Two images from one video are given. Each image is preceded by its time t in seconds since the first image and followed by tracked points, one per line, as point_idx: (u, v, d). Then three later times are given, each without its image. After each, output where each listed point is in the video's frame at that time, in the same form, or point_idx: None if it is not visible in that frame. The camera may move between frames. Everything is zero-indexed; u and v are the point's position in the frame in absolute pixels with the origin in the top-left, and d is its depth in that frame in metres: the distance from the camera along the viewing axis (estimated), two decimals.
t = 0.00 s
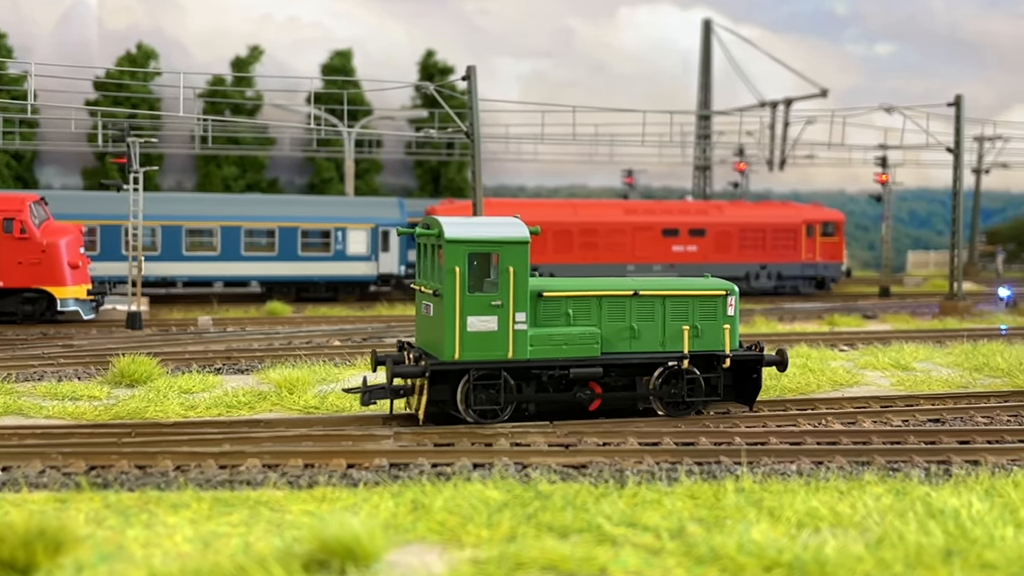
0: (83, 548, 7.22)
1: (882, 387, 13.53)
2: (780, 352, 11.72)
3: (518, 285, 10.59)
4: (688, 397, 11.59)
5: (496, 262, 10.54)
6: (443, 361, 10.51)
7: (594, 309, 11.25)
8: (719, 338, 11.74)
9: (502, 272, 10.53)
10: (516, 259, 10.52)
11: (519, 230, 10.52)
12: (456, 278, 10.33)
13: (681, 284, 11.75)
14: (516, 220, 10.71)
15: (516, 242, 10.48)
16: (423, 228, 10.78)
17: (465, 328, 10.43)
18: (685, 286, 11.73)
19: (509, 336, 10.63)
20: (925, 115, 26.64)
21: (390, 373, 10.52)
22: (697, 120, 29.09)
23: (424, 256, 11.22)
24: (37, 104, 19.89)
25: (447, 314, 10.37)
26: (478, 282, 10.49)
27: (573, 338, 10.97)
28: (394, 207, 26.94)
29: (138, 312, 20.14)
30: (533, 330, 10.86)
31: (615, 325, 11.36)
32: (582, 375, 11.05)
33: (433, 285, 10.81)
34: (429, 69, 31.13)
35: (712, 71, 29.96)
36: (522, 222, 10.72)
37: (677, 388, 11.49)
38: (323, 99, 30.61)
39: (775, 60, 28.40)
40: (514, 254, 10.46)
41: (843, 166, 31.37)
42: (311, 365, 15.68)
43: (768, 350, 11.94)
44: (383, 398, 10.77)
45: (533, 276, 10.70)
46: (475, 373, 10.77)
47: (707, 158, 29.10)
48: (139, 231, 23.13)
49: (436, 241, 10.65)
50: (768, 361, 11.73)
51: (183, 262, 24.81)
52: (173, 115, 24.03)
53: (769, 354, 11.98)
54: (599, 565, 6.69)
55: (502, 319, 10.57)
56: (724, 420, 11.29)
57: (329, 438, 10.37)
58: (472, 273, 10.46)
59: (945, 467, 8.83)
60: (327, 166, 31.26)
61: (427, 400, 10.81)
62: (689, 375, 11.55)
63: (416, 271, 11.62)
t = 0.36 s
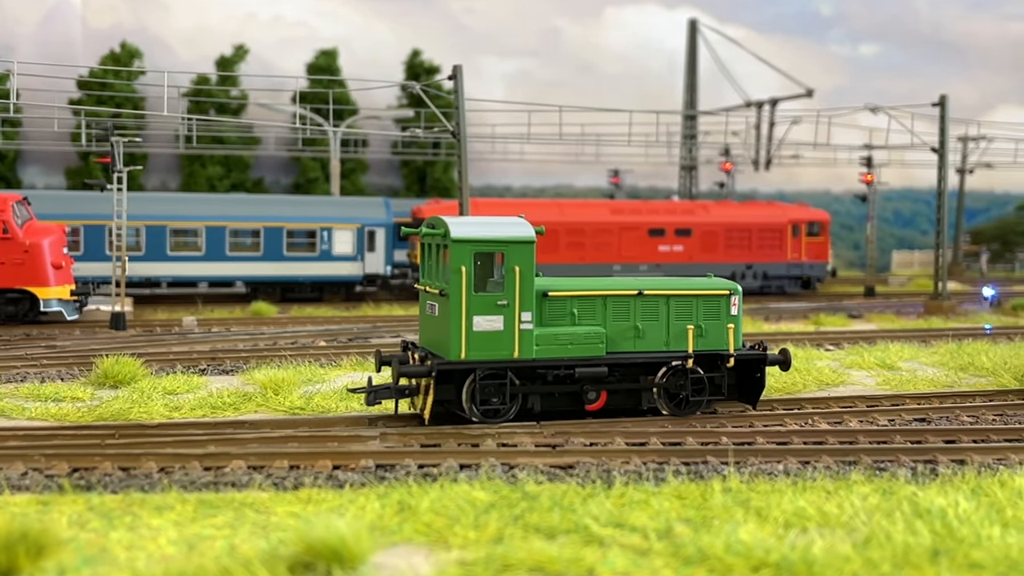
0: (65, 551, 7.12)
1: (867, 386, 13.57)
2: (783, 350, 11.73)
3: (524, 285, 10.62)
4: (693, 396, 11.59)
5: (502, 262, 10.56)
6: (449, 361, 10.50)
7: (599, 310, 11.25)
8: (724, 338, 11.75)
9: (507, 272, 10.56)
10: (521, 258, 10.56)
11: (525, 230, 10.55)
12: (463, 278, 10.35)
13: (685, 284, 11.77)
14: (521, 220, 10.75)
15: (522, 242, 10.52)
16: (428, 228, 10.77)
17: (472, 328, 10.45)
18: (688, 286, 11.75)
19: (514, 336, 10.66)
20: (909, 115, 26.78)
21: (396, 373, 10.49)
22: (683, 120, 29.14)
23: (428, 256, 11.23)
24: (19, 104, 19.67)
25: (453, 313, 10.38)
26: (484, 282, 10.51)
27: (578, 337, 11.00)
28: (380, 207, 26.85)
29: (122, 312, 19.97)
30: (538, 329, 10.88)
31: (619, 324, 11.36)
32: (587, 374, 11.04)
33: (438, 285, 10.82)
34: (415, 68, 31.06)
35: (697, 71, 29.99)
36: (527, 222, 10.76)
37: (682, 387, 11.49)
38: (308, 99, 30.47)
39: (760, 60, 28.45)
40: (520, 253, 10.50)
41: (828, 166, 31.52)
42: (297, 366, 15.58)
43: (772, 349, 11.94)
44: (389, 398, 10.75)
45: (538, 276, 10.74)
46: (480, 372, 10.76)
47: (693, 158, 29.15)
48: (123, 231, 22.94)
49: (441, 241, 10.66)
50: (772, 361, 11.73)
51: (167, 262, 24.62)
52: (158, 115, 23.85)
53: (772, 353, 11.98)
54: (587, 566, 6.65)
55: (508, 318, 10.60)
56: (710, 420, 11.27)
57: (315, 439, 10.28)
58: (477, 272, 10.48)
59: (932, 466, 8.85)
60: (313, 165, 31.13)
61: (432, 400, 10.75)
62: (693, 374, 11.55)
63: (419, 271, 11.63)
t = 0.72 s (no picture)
0: (48, 553, 7.03)
1: (854, 385, 13.62)
2: (787, 348, 11.56)
3: (532, 285, 10.59)
4: (698, 395, 11.55)
5: (509, 261, 10.54)
6: (457, 361, 10.48)
7: (605, 310, 11.24)
8: (728, 337, 11.77)
9: (515, 271, 10.53)
10: (528, 258, 10.53)
11: (532, 229, 10.52)
12: (470, 278, 10.31)
13: (689, 283, 11.76)
14: (528, 220, 10.72)
15: (529, 242, 10.49)
16: (435, 227, 10.75)
17: (479, 327, 10.43)
18: (694, 285, 11.74)
19: (522, 335, 10.63)
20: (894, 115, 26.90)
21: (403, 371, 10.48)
22: (669, 120, 29.16)
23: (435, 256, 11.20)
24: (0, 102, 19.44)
25: (461, 313, 10.35)
26: (491, 282, 10.48)
27: (585, 336, 10.98)
28: (366, 207, 26.77)
29: (106, 312, 19.78)
30: (546, 329, 10.86)
31: (625, 323, 11.35)
32: (594, 373, 11.04)
33: (445, 285, 10.78)
34: (401, 67, 30.97)
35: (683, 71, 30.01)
36: (534, 221, 10.72)
37: (687, 385, 11.48)
38: (293, 98, 30.32)
39: (745, 61, 28.49)
40: (527, 253, 10.47)
41: (813, 166, 31.67)
42: (283, 366, 15.49)
43: (776, 348, 11.88)
44: (395, 398, 10.79)
45: (545, 276, 10.72)
46: (488, 371, 10.78)
47: (679, 158, 29.20)
48: (106, 231, 22.74)
49: (448, 241, 10.64)
50: (776, 359, 11.65)
51: (151, 262, 24.42)
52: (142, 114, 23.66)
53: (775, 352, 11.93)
54: (574, 567, 6.62)
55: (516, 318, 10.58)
56: (697, 420, 11.26)
57: (301, 440, 10.19)
58: (484, 272, 10.45)
59: (918, 465, 8.87)
60: (298, 165, 31.00)
61: (440, 399, 10.76)
62: (698, 373, 11.51)
63: (425, 271, 11.60)
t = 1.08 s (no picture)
0: (30, 556, 6.94)
1: (840, 384, 13.67)
2: (791, 348, 11.70)
3: (539, 285, 10.59)
4: (704, 394, 11.58)
5: (516, 261, 10.53)
6: (465, 361, 10.47)
7: (611, 310, 11.26)
8: (734, 336, 11.78)
9: (522, 271, 10.53)
10: (536, 258, 10.54)
11: (539, 230, 10.51)
12: (478, 278, 10.31)
13: (694, 283, 11.77)
14: (534, 220, 10.73)
15: (536, 242, 10.49)
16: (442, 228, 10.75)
17: (487, 327, 10.43)
18: (699, 285, 11.75)
19: (529, 335, 10.64)
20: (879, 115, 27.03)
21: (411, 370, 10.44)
22: (656, 120, 29.19)
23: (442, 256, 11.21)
24: None
25: (468, 313, 10.35)
26: (499, 282, 10.48)
27: (592, 336, 11.00)
28: (352, 207, 26.68)
29: (90, 312, 19.58)
30: (553, 329, 10.88)
31: (631, 323, 11.38)
32: (601, 373, 11.06)
33: (452, 285, 10.78)
34: (387, 67, 30.88)
35: (670, 71, 30.03)
36: (541, 222, 10.72)
37: (693, 386, 11.50)
38: (279, 97, 30.19)
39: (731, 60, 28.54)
40: (535, 253, 10.47)
41: (799, 166, 31.79)
42: (268, 367, 15.39)
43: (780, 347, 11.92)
44: (402, 398, 10.76)
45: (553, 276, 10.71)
46: (495, 372, 10.74)
47: (665, 158, 29.25)
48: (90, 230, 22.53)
49: (455, 241, 10.64)
50: (780, 358, 11.76)
51: (135, 262, 24.22)
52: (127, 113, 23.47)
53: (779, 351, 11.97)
54: (561, 568, 6.59)
55: (523, 318, 10.59)
56: (684, 420, 11.22)
57: (286, 440, 10.10)
58: (491, 272, 10.44)
59: (905, 464, 8.88)
60: (284, 164, 30.85)
61: (448, 399, 10.75)
62: (704, 373, 11.53)
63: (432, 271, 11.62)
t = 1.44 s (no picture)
0: (11, 559, 6.85)
1: (826, 384, 13.70)
2: (795, 348, 11.73)
3: (547, 284, 10.63)
4: (710, 393, 11.54)
5: (524, 261, 10.55)
6: (473, 360, 10.46)
7: (618, 308, 11.28)
8: (739, 335, 11.84)
9: (530, 271, 10.54)
10: (544, 258, 10.57)
11: (547, 229, 10.55)
12: (487, 277, 10.31)
13: (698, 283, 11.82)
14: (541, 220, 10.75)
15: (544, 242, 10.52)
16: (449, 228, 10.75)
17: (495, 327, 10.43)
18: (704, 285, 11.80)
19: (537, 334, 10.65)
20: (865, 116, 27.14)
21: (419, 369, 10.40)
22: (642, 120, 29.21)
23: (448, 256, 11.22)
24: None
25: (477, 313, 10.35)
26: (507, 281, 10.48)
27: (599, 336, 11.01)
28: (337, 207, 26.59)
29: (73, 313, 19.37)
30: (561, 328, 10.89)
31: (637, 322, 11.39)
32: (608, 372, 11.04)
33: (460, 285, 10.78)
34: (373, 66, 30.78)
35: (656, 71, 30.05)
36: (548, 222, 10.75)
37: (699, 386, 11.47)
38: (264, 96, 30.03)
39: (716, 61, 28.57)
40: (543, 253, 10.49)
41: (784, 166, 31.91)
42: (253, 367, 15.29)
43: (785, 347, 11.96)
44: (410, 397, 10.76)
45: (560, 275, 10.75)
46: (503, 371, 10.73)
47: (651, 158, 29.31)
48: (73, 230, 22.32)
49: (463, 241, 10.63)
50: (785, 358, 11.77)
51: (119, 262, 24.02)
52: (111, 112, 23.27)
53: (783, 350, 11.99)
54: (549, 569, 6.55)
55: (531, 317, 10.60)
56: (671, 420, 11.18)
57: (272, 441, 10.02)
58: (499, 272, 10.45)
59: (891, 464, 8.90)
60: (269, 164, 30.70)
61: (455, 399, 10.70)
62: (710, 372, 11.53)
63: (437, 271, 11.64)
